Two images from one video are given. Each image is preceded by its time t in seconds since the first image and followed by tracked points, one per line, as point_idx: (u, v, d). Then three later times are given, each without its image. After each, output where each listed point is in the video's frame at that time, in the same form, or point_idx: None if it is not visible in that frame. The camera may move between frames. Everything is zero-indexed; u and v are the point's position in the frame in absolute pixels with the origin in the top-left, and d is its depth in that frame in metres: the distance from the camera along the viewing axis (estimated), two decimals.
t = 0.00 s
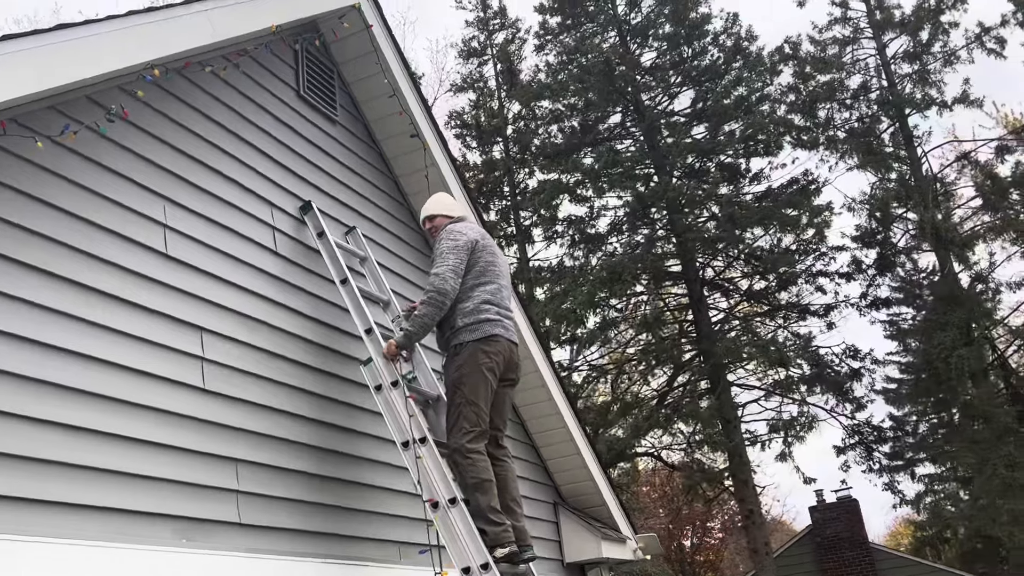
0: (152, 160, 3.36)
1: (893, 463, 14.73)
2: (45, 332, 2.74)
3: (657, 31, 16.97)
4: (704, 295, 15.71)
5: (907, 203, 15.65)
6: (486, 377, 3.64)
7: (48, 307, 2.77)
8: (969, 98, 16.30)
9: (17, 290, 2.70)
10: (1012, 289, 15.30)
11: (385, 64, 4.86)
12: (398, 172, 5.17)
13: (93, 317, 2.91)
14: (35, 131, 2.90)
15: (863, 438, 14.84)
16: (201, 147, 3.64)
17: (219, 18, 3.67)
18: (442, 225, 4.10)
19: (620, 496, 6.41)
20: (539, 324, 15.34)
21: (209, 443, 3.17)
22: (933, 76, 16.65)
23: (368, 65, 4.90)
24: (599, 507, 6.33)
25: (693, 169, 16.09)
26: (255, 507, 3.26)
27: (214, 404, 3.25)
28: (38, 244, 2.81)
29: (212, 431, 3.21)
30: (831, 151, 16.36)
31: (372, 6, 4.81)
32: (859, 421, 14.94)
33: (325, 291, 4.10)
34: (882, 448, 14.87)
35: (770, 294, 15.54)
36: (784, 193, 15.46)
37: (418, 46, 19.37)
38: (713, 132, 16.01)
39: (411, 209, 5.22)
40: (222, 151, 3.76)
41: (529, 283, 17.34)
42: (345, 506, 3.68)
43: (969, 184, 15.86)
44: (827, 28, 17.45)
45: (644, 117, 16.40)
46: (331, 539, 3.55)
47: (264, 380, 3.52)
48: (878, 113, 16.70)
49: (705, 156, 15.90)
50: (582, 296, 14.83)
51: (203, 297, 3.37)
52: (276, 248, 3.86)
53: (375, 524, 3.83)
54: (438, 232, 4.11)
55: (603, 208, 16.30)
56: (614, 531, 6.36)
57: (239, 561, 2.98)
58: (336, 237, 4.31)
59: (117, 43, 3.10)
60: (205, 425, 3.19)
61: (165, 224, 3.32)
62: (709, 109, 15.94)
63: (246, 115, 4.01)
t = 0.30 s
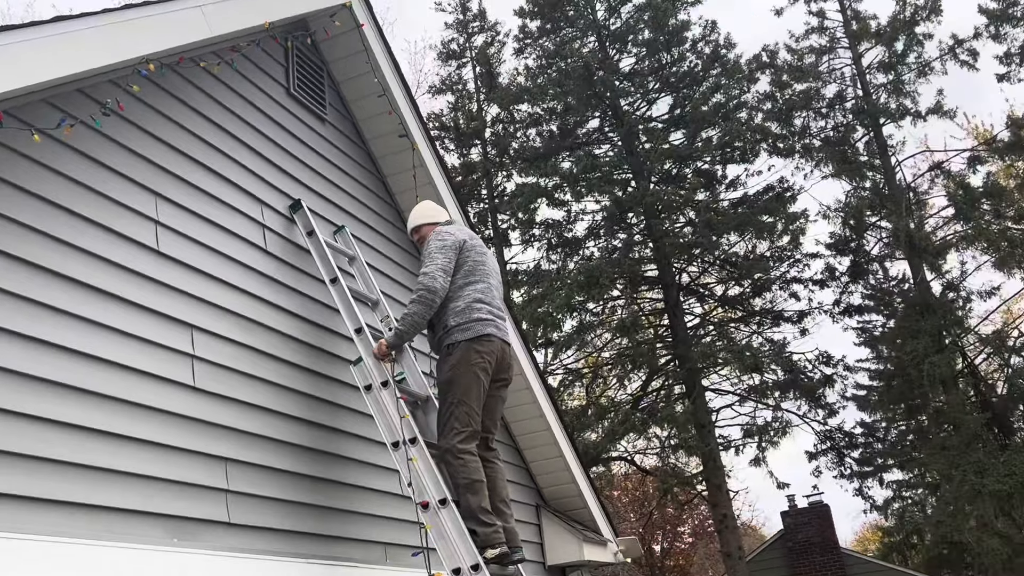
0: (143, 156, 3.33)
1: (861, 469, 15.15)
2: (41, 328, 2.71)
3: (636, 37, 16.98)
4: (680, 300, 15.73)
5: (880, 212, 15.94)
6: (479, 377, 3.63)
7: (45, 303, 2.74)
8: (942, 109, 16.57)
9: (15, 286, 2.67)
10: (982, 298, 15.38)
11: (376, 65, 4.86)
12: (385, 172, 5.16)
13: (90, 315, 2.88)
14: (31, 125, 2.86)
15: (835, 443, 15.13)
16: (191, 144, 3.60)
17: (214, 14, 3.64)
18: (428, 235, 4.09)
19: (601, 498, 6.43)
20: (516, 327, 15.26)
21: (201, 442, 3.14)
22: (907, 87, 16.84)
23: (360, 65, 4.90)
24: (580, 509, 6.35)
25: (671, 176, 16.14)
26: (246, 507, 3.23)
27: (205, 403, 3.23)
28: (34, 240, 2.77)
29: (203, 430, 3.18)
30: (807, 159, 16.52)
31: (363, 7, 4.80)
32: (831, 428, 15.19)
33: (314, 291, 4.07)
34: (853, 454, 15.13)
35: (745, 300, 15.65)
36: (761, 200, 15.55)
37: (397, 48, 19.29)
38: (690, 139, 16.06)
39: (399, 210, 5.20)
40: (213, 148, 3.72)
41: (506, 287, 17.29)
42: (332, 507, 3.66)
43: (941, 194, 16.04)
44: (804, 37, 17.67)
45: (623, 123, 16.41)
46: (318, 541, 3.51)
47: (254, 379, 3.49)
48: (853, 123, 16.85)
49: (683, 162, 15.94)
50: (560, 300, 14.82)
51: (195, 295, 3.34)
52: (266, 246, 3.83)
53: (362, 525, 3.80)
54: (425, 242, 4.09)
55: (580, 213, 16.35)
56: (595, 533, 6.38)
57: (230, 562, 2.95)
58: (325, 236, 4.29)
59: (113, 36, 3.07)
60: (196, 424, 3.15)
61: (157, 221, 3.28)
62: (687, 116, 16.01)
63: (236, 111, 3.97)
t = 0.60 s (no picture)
0: (140, 151, 3.30)
1: (836, 472, 15.13)
2: (30, 320, 2.64)
3: (618, 40, 17.03)
4: (658, 303, 15.75)
5: (857, 218, 16.13)
6: (475, 376, 3.63)
7: (31, 294, 2.68)
8: (918, 116, 16.80)
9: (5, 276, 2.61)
10: (956, 304, 15.65)
11: (370, 63, 4.86)
12: (377, 172, 5.15)
13: (78, 307, 2.82)
14: (29, 118, 2.82)
15: (810, 446, 15.17)
16: (187, 139, 3.58)
17: (212, 9, 3.62)
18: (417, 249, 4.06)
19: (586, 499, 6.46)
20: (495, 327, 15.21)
21: (195, 439, 3.11)
22: (884, 94, 17.01)
23: (354, 64, 4.89)
24: (565, 511, 6.37)
25: (651, 179, 16.18)
26: (239, 505, 3.21)
27: (200, 400, 3.20)
28: (24, 229, 2.71)
29: (197, 427, 3.15)
30: (785, 164, 16.72)
31: (359, 5, 4.80)
32: (807, 431, 15.25)
33: (308, 289, 4.05)
34: (828, 458, 15.09)
35: (722, 304, 15.73)
36: (740, 204, 15.63)
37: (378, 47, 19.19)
38: (671, 142, 16.12)
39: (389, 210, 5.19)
40: (208, 144, 3.70)
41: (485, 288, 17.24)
42: (324, 506, 3.63)
43: (916, 202, 16.23)
44: (784, 43, 17.90)
45: (605, 125, 16.42)
46: (310, 540, 3.49)
47: (249, 377, 3.46)
48: (831, 129, 16.99)
49: (663, 165, 15.99)
50: (540, 301, 14.79)
51: (190, 292, 3.31)
52: (260, 243, 3.80)
53: (353, 525, 3.78)
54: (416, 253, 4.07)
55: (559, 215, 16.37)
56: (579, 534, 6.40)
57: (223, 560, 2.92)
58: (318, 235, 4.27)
59: (112, 29, 3.04)
60: (191, 421, 3.12)
61: (153, 216, 3.25)
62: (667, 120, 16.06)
63: (231, 107, 3.94)
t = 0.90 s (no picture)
0: (135, 142, 3.28)
1: (813, 474, 15.30)
2: (26, 311, 2.63)
3: (603, 42, 17.09)
4: (640, 303, 15.81)
5: (837, 221, 16.26)
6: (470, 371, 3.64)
7: (28, 285, 2.67)
8: (900, 122, 16.85)
9: None
10: (934, 308, 15.83)
11: (363, 58, 4.86)
12: (367, 167, 5.14)
13: (76, 300, 2.81)
14: (26, 107, 2.80)
15: (788, 449, 15.22)
16: (181, 131, 3.56)
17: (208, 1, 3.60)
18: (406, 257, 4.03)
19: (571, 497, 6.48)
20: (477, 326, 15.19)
21: (186, 431, 3.10)
22: (866, 99, 17.14)
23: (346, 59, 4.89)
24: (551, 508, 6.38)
25: (635, 180, 16.23)
26: (230, 499, 3.20)
27: (192, 392, 3.19)
28: (16, 217, 2.68)
29: (189, 420, 3.14)
30: (768, 168, 16.88)
31: None
32: (785, 432, 15.31)
33: (299, 284, 4.04)
34: (805, 459, 15.25)
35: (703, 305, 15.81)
36: (722, 206, 15.71)
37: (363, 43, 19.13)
38: (654, 144, 16.19)
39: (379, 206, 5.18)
40: (202, 136, 3.68)
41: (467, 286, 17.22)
42: (313, 501, 3.63)
43: (896, 207, 16.38)
44: (767, 47, 17.98)
45: (589, 126, 16.45)
46: (299, 534, 3.48)
47: (240, 371, 3.45)
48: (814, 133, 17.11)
49: (646, 167, 16.05)
50: (523, 301, 14.79)
51: (183, 285, 3.30)
52: (252, 237, 3.79)
53: (342, 520, 3.78)
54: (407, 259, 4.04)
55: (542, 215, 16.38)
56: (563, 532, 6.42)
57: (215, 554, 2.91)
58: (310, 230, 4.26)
59: (108, 18, 3.02)
60: (183, 414, 3.11)
61: (147, 208, 3.24)
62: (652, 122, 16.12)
63: (225, 100, 3.93)
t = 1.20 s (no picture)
0: (126, 132, 3.26)
1: (794, 473, 15.52)
2: (16, 301, 2.61)
3: (591, 41, 17.11)
4: (625, 303, 15.88)
5: (822, 225, 16.29)
6: (469, 369, 3.64)
7: (19, 275, 2.65)
8: (884, 125, 17.02)
9: None
10: (915, 310, 15.95)
11: (354, 53, 4.85)
12: (357, 161, 5.13)
13: (68, 291, 2.80)
14: (17, 95, 2.77)
15: (771, 449, 15.50)
16: (171, 122, 3.54)
17: None
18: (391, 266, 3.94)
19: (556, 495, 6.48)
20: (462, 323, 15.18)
21: (175, 424, 3.08)
22: (851, 102, 17.24)
23: (337, 53, 4.88)
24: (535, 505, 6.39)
25: (620, 179, 16.26)
26: (218, 492, 3.19)
27: (180, 385, 3.17)
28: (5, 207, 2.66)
29: (178, 412, 3.12)
30: (753, 169, 17.01)
31: None
32: (768, 433, 15.52)
33: (289, 279, 4.03)
34: (787, 459, 15.56)
35: (687, 305, 15.88)
36: (707, 207, 15.77)
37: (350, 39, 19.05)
38: (640, 144, 16.23)
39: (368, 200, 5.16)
40: (193, 128, 3.66)
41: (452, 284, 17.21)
42: (301, 496, 3.62)
43: (879, 210, 16.49)
44: (753, 49, 18.04)
45: (576, 125, 16.46)
46: (286, 528, 3.47)
47: (229, 364, 3.44)
48: (799, 135, 17.20)
49: (632, 167, 16.08)
50: (508, 299, 14.78)
51: (173, 277, 3.28)
52: (242, 230, 3.77)
53: (329, 516, 3.77)
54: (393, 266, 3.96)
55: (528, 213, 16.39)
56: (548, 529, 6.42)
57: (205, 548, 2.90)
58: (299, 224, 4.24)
59: (100, 7, 2.99)
60: (172, 406, 3.10)
61: (137, 198, 3.22)
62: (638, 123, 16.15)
63: (215, 91, 3.91)
